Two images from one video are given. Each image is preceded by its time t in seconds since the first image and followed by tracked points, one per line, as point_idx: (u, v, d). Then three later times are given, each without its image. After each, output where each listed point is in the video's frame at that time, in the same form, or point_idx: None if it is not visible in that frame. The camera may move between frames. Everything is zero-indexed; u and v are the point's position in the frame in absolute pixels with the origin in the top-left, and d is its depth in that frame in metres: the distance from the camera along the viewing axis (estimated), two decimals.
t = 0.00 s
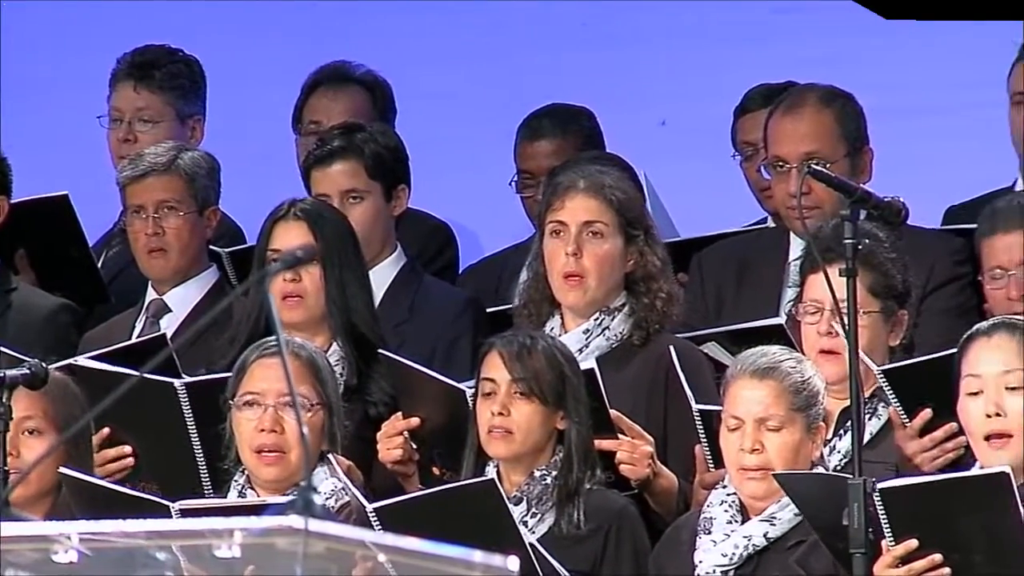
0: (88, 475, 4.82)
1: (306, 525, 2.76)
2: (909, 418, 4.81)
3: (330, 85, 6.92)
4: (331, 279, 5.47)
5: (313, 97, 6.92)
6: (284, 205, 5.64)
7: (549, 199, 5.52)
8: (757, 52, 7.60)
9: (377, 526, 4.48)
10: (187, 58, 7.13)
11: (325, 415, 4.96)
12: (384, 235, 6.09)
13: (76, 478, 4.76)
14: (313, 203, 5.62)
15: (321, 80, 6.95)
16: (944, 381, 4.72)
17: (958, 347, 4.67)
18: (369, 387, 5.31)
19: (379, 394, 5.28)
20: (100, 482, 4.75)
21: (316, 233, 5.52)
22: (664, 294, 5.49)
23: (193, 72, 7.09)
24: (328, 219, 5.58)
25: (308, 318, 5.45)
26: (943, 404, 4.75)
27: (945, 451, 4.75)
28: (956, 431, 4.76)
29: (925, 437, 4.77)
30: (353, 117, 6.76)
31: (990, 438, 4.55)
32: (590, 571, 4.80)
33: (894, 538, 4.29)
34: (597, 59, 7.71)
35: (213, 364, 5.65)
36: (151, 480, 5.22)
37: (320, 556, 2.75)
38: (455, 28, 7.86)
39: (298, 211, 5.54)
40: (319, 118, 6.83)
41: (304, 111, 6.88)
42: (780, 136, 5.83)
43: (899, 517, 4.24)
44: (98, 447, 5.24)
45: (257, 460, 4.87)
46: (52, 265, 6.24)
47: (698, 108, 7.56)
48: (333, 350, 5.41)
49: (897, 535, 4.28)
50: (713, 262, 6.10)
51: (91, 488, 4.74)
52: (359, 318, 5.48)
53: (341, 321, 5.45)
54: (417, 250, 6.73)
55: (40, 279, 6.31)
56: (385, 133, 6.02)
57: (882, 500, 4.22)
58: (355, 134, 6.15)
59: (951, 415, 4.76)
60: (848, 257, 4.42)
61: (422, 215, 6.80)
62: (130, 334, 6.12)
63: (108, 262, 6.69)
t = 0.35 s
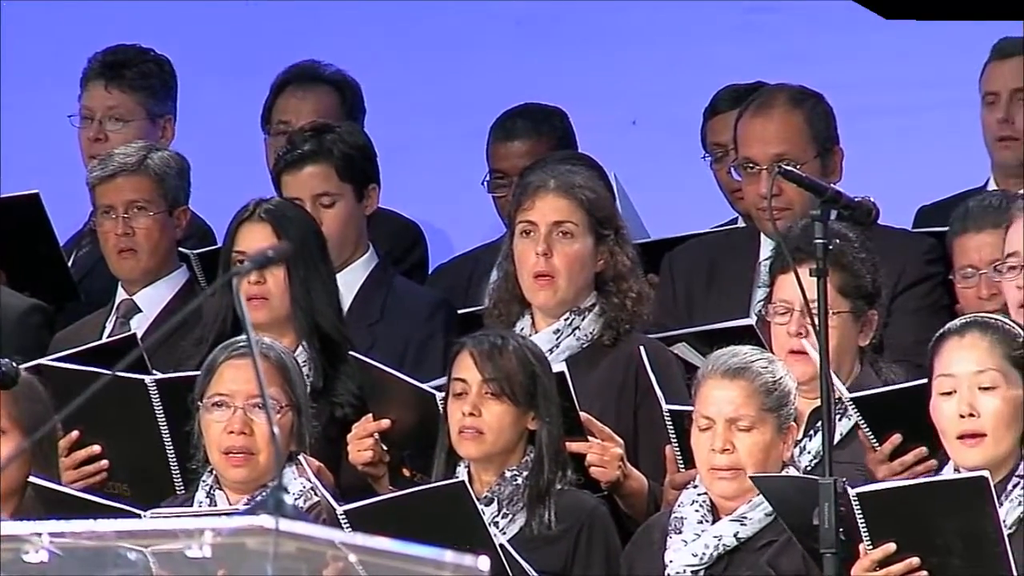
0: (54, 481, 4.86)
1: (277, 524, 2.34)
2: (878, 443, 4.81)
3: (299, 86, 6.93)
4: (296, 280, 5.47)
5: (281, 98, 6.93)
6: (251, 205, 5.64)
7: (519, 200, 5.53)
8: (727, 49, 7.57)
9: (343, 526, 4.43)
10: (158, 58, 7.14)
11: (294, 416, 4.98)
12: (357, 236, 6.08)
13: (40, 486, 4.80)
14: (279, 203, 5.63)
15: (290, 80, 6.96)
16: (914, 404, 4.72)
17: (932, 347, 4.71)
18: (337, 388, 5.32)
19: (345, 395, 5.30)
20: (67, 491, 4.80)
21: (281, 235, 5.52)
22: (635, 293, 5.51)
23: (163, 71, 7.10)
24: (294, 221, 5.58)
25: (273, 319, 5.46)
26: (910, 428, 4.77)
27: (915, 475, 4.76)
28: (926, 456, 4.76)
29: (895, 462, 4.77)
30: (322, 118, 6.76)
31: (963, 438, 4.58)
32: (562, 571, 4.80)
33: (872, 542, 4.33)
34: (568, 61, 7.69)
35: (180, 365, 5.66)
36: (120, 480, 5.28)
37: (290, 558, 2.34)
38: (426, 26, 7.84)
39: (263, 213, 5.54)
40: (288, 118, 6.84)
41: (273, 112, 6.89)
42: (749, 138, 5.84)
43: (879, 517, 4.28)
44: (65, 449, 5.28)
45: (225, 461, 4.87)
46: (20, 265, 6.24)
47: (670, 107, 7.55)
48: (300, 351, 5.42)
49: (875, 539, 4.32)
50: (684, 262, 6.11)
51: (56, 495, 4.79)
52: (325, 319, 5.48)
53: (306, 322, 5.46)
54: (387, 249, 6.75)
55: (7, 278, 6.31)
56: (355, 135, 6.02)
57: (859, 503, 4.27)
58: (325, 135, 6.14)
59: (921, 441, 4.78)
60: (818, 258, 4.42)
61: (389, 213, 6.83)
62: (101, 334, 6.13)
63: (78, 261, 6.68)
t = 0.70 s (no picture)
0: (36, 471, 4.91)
1: (256, 525, 2.72)
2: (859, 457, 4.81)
3: (277, 86, 6.96)
4: (274, 281, 5.50)
5: (260, 98, 6.97)
6: (231, 204, 5.66)
7: (498, 200, 5.56)
8: (708, 50, 7.61)
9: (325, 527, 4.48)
10: (140, 57, 7.24)
11: (276, 413, 4.99)
12: (337, 236, 6.12)
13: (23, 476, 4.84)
14: (259, 202, 5.64)
15: (269, 80, 7.00)
16: (898, 416, 4.74)
17: (923, 347, 4.72)
18: (315, 389, 5.32)
19: (324, 397, 5.31)
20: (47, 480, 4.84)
21: (259, 234, 5.53)
22: (614, 294, 5.55)
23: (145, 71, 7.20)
24: (275, 220, 5.60)
25: (251, 320, 5.49)
26: (892, 440, 4.78)
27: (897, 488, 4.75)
28: (908, 469, 4.76)
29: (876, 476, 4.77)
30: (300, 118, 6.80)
31: (954, 440, 4.58)
32: (543, 571, 4.81)
33: (861, 546, 4.32)
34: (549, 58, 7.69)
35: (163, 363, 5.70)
36: (100, 476, 5.33)
37: (270, 557, 2.73)
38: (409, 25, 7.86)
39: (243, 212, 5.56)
40: (267, 117, 6.88)
41: (252, 113, 6.92)
42: (729, 138, 5.89)
43: (867, 522, 4.28)
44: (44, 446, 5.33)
45: (207, 454, 4.92)
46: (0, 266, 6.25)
47: (652, 108, 7.57)
48: (280, 352, 5.43)
49: (864, 544, 4.32)
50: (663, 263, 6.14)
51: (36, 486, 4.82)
52: (303, 321, 5.50)
53: (284, 323, 5.48)
54: (367, 249, 6.79)
55: None
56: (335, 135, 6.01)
57: (847, 508, 4.27)
58: (306, 135, 6.16)
59: (902, 454, 4.80)
60: (800, 258, 4.43)
61: (368, 214, 6.86)
62: (83, 334, 6.22)
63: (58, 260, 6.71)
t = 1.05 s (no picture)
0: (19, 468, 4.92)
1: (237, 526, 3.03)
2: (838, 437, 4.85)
3: (254, 87, 6.98)
4: (258, 276, 5.50)
5: (238, 100, 6.98)
6: (220, 198, 5.69)
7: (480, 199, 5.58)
8: (689, 51, 7.64)
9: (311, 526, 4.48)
10: (120, 56, 7.26)
11: (261, 413, 4.99)
12: (320, 236, 6.11)
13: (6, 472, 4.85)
14: (251, 200, 5.66)
15: (246, 80, 7.02)
16: (879, 398, 4.77)
17: (912, 348, 4.72)
18: (296, 389, 5.31)
19: (305, 397, 5.30)
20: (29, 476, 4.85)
21: (247, 228, 5.56)
22: (596, 294, 5.55)
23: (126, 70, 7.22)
24: (265, 217, 5.62)
25: (231, 312, 5.51)
26: (871, 420, 4.80)
27: (874, 468, 4.82)
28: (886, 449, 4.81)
29: (856, 456, 4.82)
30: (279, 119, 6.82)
31: (941, 439, 4.60)
32: (528, 571, 4.83)
33: (844, 538, 4.34)
34: (530, 58, 7.76)
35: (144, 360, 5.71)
36: (77, 469, 5.34)
37: (253, 556, 3.05)
38: (390, 26, 7.89)
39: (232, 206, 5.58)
40: (246, 122, 6.90)
41: (230, 116, 6.94)
42: (710, 140, 5.92)
43: (852, 516, 4.30)
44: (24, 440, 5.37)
45: (190, 454, 4.92)
46: None
47: (633, 109, 7.59)
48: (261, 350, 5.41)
49: (847, 535, 4.34)
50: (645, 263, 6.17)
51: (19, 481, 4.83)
52: (286, 318, 5.50)
53: (266, 318, 5.48)
54: (349, 248, 6.80)
55: None
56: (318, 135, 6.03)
57: (830, 499, 4.29)
58: (289, 134, 6.16)
59: (882, 435, 4.81)
60: (782, 257, 4.44)
61: (350, 213, 6.87)
62: (67, 334, 6.23)
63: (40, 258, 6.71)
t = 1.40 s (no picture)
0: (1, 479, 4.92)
1: (224, 526, 3.01)
2: (823, 429, 4.86)
3: (236, 88, 6.98)
4: (248, 275, 5.52)
5: (220, 100, 6.98)
6: (207, 199, 5.70)
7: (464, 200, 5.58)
8: (672, 50, 7.65)
9: (301, 529, 4.48)
10: (105, 55, 7.26)
11: (242, 415, 4.98)
12: (305, 235, 6.11)
13: None
14: (238, 199, 5.67)
15: (228, 81, 7.01)
16: (871, 391, 4.77)
17: (896, 350, 4.73)
18: (283, 390, 5.32)
19: (292, 397, 5.30)
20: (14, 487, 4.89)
21: (235, 232, 5.57)
22: (581, 294, 5.55)
23: (109, 70, 7.22)
24: (251, 218, 5.64)
25: (220, 310, 5.51)
26: (857, 415, 4.81)
27: (859, 461, 4.82)
28: (871, 442, 4.82)
29: (840, 449, 4.83)
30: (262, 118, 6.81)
31: (926, 439, 4.59)
32: (516, 571, 4.84)
33: (830, 542, 4.33)
34: (516, 58, 7.75)
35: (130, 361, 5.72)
36: (61, 468, 5.32)
37: (238, 557, 3.03)
38: (374, 26, 7.88)
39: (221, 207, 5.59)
40: (228, 123, 6.89)
41: (212, 117, 6.94)
42: (694, 141, 5.92)
43: (836, 520, 4.29)
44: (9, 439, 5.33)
45: (173, 458, 4.91)
46: None
47: (617, 108, 7.59)
48: (248, 350, 5.45)
49: (832, 539, 4.33)
50: (630, 262, 6.18)
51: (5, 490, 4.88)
52: (274, 317, 5.52)
53: (256, 317, 5.49)
54: (334, 248, 6.81)
55: None
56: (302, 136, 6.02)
57: (815, 503, 4.28)
58: (274, 134, 6.15)
59: (868, 426, 4.82)
60: (766, 258, 4.43)
61: (334, 213, 6.89)
62: (52, 334, 6.26)
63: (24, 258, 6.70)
